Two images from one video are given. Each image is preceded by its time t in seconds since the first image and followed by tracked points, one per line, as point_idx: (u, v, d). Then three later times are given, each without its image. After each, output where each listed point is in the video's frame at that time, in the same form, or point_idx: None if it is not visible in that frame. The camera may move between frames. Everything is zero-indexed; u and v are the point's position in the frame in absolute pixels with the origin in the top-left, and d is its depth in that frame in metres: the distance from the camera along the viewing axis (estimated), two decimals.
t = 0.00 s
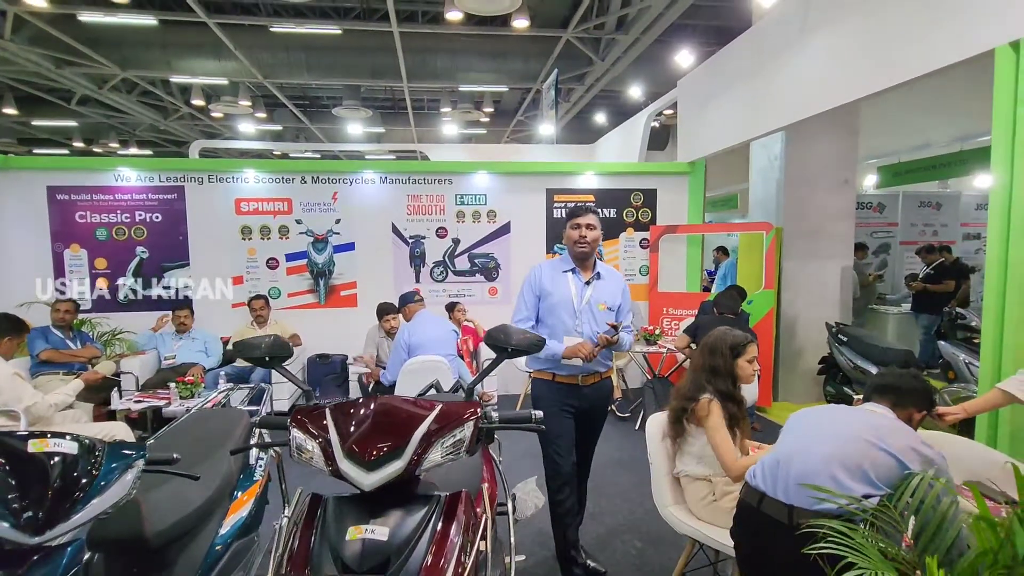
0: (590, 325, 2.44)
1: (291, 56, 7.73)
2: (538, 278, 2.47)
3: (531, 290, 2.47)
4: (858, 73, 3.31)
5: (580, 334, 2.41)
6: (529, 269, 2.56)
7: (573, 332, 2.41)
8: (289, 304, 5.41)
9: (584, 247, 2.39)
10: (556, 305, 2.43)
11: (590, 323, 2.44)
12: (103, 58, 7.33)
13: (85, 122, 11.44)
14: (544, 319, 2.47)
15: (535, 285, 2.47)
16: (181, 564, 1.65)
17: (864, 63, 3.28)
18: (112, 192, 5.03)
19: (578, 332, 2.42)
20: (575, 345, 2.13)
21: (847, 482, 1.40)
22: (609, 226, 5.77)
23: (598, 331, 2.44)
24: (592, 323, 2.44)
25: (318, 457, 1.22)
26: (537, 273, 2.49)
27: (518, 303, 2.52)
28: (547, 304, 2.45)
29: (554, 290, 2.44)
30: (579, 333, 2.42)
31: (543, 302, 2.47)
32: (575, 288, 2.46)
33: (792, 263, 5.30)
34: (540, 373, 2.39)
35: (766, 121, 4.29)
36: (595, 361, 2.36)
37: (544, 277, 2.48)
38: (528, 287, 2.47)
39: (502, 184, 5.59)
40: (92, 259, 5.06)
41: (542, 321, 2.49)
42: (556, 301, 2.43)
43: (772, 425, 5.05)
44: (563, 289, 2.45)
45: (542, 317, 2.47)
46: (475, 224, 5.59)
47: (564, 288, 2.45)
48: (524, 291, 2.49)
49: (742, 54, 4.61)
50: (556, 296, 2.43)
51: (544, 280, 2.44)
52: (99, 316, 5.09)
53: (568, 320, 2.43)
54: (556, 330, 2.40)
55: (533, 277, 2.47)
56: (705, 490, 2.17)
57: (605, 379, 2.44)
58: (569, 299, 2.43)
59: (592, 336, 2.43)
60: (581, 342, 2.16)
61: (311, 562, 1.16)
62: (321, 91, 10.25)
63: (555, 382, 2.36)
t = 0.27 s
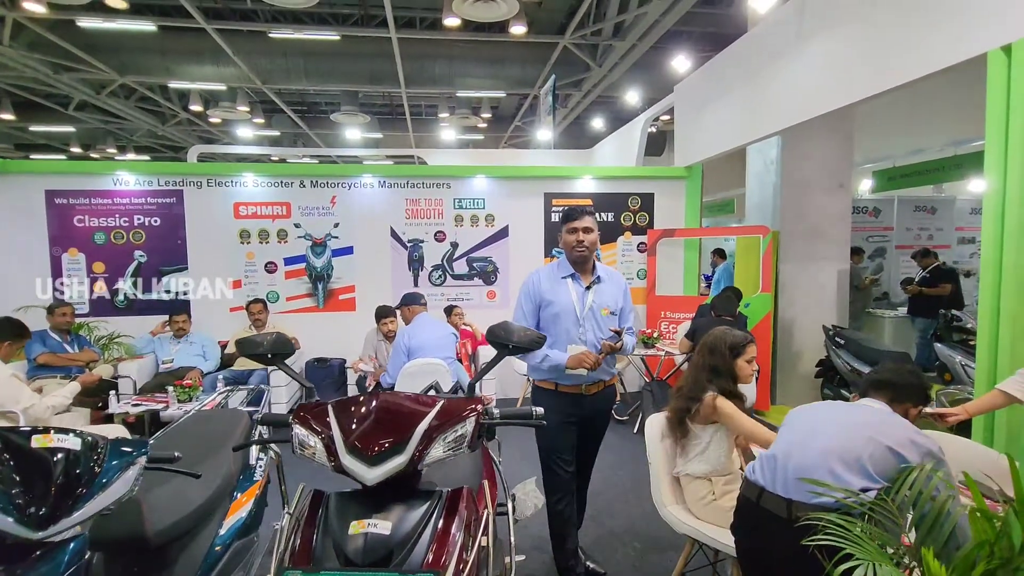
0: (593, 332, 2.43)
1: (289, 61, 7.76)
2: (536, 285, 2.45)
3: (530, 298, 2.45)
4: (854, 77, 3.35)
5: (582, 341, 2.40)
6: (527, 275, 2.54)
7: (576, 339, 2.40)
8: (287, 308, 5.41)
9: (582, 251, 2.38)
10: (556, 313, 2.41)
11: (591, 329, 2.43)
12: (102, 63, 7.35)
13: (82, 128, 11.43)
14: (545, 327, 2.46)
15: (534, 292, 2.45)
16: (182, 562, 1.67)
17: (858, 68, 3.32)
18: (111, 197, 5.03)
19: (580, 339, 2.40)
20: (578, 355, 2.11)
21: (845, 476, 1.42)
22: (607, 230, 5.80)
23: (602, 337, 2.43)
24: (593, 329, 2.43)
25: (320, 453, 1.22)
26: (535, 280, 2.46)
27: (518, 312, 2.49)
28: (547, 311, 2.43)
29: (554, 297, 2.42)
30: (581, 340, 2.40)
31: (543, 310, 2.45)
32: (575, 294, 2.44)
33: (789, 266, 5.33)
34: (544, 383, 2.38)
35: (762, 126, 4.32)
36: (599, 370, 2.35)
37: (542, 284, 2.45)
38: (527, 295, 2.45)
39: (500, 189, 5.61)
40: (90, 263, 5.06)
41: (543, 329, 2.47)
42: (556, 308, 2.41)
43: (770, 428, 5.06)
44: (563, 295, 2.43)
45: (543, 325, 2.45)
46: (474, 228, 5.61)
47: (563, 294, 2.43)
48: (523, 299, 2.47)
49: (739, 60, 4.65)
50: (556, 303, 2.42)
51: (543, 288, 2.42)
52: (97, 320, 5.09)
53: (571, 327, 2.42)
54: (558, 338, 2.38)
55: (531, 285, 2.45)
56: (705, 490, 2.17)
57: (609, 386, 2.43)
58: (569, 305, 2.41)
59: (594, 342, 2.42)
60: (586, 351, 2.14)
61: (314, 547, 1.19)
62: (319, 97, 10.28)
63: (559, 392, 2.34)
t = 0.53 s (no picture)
0: (594, 336, 2.39)
1: (290, 67, 7.80)
2: (532, 292, 2.40)
3: (526, 306, 2.41)
4: (851, 80, 3.38)
5: (583, 347, 2.36)
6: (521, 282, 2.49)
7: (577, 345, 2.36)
8: (288, 312, 5.43)
9: (577, 256, 2.31)
10: (554, 320, 2.37)
11: (592, 334, 2.38)
12: (103, 69, 7.39)
13: (83, 133, 11.47)
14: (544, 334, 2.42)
15: (531, 300, 2.40)
16: (184, 560, 1.66)
17: (855, 72, 3.35)
18: (113, 201, 5.05)
19: (581, 346, 2.36)
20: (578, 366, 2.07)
21: (843, 466, 1.43)
22: (607, 233, 5.82)
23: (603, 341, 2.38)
24: (593, 333, 2.38)
25: (324, 449, 1.24)
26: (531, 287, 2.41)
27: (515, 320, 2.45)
28: (545, 318, 2.39)
29: (551, 304, 2.37)
30: (581, 346, 2.36)
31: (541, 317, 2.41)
32: (573, 299, 2.40)
33: (788, 269, 5.34)
34: (546, 392, 2.35)
35: (760, 129, 4.35)
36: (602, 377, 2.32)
37: (538, 291, 2.40)
38: (523, 303, 2.40)
39: (500, 192, 5.63)
40: (91, 267, 5.08)
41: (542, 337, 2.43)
42: (553, 316, 2.36)
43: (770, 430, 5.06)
44: (560, 301, 2.38)
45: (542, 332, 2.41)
46: (474, 232, 5.63)
47: (561, 300, 2.39)
48: (519, 308, 2.43)
49: (737, 64, 4.69)
50: (553, 310, 2.37)
51: (539, 295, 2.37)
52: (98, 324, 5.10)
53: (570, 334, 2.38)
54: (558, 346, 2.35)
55: (526, 293, 2.40)
56: (705, 489, 2.18)
57: (613, 391, 2.40)
58: (567, 311, 2.36)
59: (595, 347, 2.38)
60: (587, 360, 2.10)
61: (318, 537, 1.21)
62: (319, 102, 10.33)
63: (563, 401, 2.32)
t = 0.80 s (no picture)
0: (591, 338, 2.32)
1: (293, 72, 7.85)
2: (524, 297, 2.35)
3: (519, 311, 2.36)
4: (850, 82, 3.41)
5: (580, 350, 2.30)
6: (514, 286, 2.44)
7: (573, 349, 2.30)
8: (290, 314, 5.45)
9: (566, 257, 2.25)
10: (548, 324, 2.32)
11: (588, 336, 2.32)
12: (108, 75, 7.45)
13: (87, 138, 11.55)
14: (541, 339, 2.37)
15: (524, 305, 2.35)
16: (186, 558, 1.67)
17: (854, 74, 3.38)
18: (117, 204, 5.09)
19: (579, 349, 2.30)
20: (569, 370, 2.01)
21: (845, 458, 1.46)
22: (608, 236, 5.84)
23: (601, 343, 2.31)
24: (590, 335, 2.32)
25: (328, 444, 1.26)
26: (523, 292, 2.36)
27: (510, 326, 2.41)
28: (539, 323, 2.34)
29: (543, 308, 2.32)
30: (578, 348, 2.30)
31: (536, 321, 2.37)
32: (567, 301, 2.34)
33: (790, 271, 5.35)
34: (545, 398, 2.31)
35: (760, 132, 4.38)
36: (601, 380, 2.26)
37: (530, 296, 2.36)
38: (516, 309, 2.36)
39: (501, 195, 5.66)
40: (95, 269, 5.12)
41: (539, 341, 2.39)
42: (547, 319, 2.31)
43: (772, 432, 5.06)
44: (553, 305, 2.33)
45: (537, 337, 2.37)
46: (475, 234, 5.65)
47: (554, 303, 2.33)
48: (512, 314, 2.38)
49: (736, 67, 4.72)
50: (546, 314, 2.32)
51: (531, 300, 2.32)
52: (102, 326, 5.14)
53: (566, 337, 2.32)
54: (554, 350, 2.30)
55: (519, 298, 2.35)
56: (706, 487, 2.19)
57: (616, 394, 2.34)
58: (561, 314, 2.31)
59: (592, 350, 2.31)
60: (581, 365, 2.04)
61: (322, 528, 1.23)
62: (322, 107, 10.40)
63: (563, 407, 2.27)
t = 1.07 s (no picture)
0: (591, 336, 2.33)
1: (296, 76, 7.90)
2: (523, 297, 2.37)
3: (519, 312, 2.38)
4: (852, 84, 3.42)
5: (580, 348, 2.29)
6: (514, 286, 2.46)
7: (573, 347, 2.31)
8: (294, 316, 5.48)
9: (563, 255, 2.26)
10: (547, 323, 2.33)
11: (588, 335, 2.31)
12: (114, 80, 7.51)
13: (93, 143, 11.63)
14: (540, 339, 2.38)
15: (523, 305, 2.38)
16: (191, 556, 1.69)
17: (856, 75, 3.39)
18: (122, 207, 5.13)
19: (580, 347, 2.30)
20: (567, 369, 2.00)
21: (855, 444, 1.49)
22: (610, 238, 5.85)
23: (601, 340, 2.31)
24: (590, 333, 2.32)
25: (333, 440, 1.27)
26: (521, 292, 2.38)
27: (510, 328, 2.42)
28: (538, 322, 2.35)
29: (542, 306, 2.34)
30: (578, 347, 2.30)
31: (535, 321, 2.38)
32: (566, 299, 2.34)
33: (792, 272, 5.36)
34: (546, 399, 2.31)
35: (761, 134, 4.39)
36: (602, 380, 2.24)
37: (529, 295, 2.37)
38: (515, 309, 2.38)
39: (504, 198, 5.68)
40: (101, 272, 5.16)
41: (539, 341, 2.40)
42: (545, 318, 2.33)
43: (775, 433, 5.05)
44: (552, 304, 2.34)
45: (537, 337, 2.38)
46: (478, 236, 5.67)
47: (553, 302, 2.34)
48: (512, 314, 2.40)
49: (738, 69, 4.73)
50: (545, 313, 2.33)
51: (529, 300, 2.34)
52: (107, 328, 5.18)
53: (566, 336, 2.32)
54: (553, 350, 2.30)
55: (517, 299, 2.37)
56: (709, 486, 2.19)
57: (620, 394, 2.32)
58: (560, 313, 2.32)
59: (593, 348, 2.31)
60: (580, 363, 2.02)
61: (326, 523, 1.24)
62: (326, 111, 10.46)
63: (564, 408, 2.26)
